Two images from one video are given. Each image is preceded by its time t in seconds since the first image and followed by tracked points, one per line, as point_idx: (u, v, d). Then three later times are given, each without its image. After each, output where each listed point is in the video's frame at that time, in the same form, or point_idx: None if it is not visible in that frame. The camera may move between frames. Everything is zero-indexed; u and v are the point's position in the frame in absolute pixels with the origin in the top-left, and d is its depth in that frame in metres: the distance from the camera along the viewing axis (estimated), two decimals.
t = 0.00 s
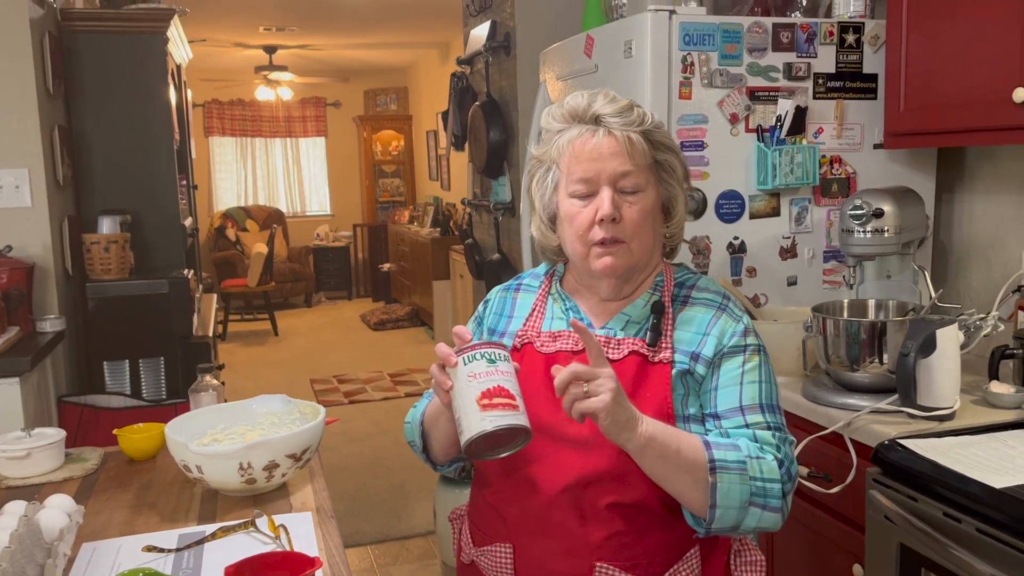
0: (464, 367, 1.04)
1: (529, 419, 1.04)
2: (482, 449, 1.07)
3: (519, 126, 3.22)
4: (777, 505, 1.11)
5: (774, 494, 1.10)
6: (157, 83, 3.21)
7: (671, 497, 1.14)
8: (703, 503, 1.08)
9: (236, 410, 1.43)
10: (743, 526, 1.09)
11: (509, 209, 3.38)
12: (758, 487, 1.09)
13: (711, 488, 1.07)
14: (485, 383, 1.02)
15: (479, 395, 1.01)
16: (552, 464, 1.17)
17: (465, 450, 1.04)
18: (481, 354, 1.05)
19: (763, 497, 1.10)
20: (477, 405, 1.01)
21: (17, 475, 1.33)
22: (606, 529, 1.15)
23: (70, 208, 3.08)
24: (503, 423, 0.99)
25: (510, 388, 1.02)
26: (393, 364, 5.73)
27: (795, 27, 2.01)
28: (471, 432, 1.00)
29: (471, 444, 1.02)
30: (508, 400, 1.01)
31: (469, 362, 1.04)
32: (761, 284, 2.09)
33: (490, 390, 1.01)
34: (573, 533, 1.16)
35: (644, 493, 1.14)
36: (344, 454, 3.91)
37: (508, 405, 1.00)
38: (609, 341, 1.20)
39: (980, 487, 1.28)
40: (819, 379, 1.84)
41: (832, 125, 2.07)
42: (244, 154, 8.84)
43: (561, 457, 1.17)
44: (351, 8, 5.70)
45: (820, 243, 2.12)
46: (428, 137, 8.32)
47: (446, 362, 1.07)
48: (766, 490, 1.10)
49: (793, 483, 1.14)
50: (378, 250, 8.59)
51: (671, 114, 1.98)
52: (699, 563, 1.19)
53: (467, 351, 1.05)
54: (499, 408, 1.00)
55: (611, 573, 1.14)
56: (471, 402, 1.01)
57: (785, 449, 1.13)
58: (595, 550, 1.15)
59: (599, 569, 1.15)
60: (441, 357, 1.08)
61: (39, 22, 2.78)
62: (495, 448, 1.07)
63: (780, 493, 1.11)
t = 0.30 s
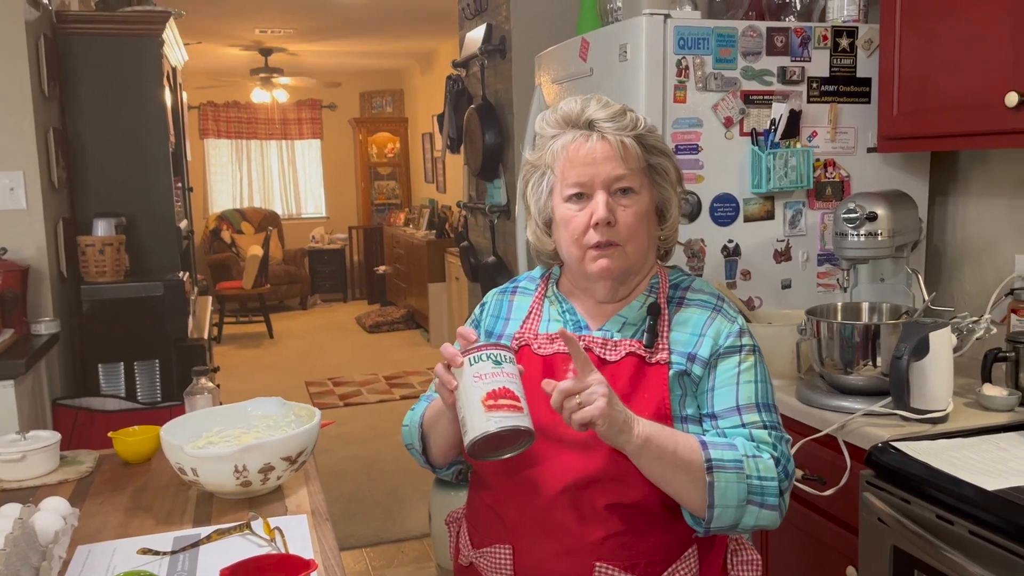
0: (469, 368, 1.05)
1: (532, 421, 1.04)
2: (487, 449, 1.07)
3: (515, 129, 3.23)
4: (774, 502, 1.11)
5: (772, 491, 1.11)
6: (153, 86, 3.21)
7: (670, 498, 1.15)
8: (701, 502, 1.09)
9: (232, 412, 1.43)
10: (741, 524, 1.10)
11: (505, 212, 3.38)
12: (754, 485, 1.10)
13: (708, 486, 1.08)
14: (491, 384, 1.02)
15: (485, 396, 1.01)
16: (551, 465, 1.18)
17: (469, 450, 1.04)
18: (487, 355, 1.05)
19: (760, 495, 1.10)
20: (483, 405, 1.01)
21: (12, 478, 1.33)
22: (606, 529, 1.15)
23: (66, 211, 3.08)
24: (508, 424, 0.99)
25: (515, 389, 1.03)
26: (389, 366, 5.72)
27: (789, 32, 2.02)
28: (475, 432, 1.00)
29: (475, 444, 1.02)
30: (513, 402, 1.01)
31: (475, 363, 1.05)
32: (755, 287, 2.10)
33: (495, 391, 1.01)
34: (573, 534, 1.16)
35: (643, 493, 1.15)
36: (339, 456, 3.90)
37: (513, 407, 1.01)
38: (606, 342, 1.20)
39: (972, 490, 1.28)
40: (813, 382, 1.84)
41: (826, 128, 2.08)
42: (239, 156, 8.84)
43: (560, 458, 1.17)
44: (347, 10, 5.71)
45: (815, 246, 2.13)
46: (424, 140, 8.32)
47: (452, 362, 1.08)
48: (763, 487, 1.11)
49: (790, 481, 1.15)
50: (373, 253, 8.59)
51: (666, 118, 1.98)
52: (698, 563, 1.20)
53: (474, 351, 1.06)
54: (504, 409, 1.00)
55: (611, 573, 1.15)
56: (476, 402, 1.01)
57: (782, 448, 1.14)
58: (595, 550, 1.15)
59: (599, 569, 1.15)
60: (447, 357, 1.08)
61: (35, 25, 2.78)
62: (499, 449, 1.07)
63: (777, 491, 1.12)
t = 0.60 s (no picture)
0: (466, 366, 1.05)
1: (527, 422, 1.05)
2: (481, 447, 1.07)
3: (511, 132, 3.23)
4: (769, 503, 1.12)
5: (767, 492, 1.11)
6: (149, 87, 3.21)
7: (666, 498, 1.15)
8: (696, 502, 1.09)
9: (228, 415, 1.43)
10: (736, 525, 1.10)
11: (501, 214, 3.39)
12: (750, 486, 1.10)
13: (704, 487, 1.08)
14: (487, 383, 1.02)
15: (480, 394, 1.02)
16: (549, 464, 1.18)
17: (464, 448, 1.04)
18: (484, 354, 1.05)
19: (756, 496, 1.11)
20: (478, 403, 1.01)
21: (7, 479, 1.33)
22: (603, 529, 1.16)
23: (61, 212, 3.07)
24: (503, 422, 1.00)
25: (510, 388, 1.03)
26: (385, 368, 5.72)
27: (785, 35, 2.02)
28: (469, 430, 1.01)
29: (469, 442, 1.02)
30: (508, 400, 1.02)
31: (471, 362, 1.05)
32: (751, 289, 2.10)
33: (490, 390, 1.02)
34: (570, 534, 1.16)
35: (640, 493, 1.15)
36: (335, 458, 3.90)
37: (508, 405, 1.01)
38: (604, 344, 1.21)
39: (966, 491, 1.29)
40: (808, 385, 1.85)
41: (821, 131, 2.09)
42: (235, 158, 8.83)
43: (558, 458, 1.18)
44: (343, 12, 5.71)
45: (810, 249, 2.13)
46: (420, 142, 8.33)
47: (449, 360, 1.08)
48: (758, 488, 1.11)
49: (785, 482, 1.15)
50: (369, 255, 8.58)
51: (662, 121, 1.99)
52: (694, 563, 1.20)
53: (470, 350, 1.06)
54: (498, 408, 1.01)
55: (608, 573, 1.15)
56: (471, 400, 1.02)
57: (777, 449, 1.15)
58: (592, 550, 1.16)
59: (596, 569, 1.15)
60: (444, 354, 1.09)
61: (31, 26, 2.78)
62: (494, 448, 1.08)
63: (772, 492, 1.12)
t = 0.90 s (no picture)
0: (464, 374, 1.05)
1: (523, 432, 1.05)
2: (476, 454, 1.08)
3: (509, 134, 3.24)
4: (766, 507, 1.12)
5: (763, 496, 1.12)
6: (146, 89, 3.21)
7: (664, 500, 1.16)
8: (694, 505, 1.10)
9: (227, 416, 1.43)
10: (733, 528, 1.11)
11: (498, 216, 3.39)
12: (747, 489, 1.11)
13: (701, 490, 1.09)
14: (484, 392, 1.03)
15: (477, 403, 1.02)
16: (547, 466, 1.19)
17: (459, 455, 1.05)
18: (482, 362, 1.05)
19: (752, 499, 1.11)
20: (474, 413, 1.02)
21: (5, 480, 1.33)
22: (601, 530, 1.16)
23: (58, 214, 3.07)
24: (498, 433, 1.00)
25: (507, 398, 1.03)
26: (381, 370, 5.72)
27: (781, 38, 2.03)
28: (465, 440, 1.01)
29: (464, 450, 1.03)
30: (505, 411, 1.02)
31: (469, 369, 1.05)
32: (747, 291, 2.11)
33: (488, 399, 1.02)
34: (567, 535, 1.17)
35: (637, 494, 1.16)
36: (332, 460, 3.90)
37: (505, 417, 1.02)
38: (602, 346, 1.21)
39: (961, 493, 1.30)
40: (805, 387, 1.86)
41: (818, 134, 2.09)
42: (232, 159, 8.82)
43: (556, 460, 1.18)
44: (341, 14, 5.72)
45: (806, 251, 2.14)
46: (417, 144, 8.33)
47: (448, 366, 1.08)
48: (755, 491, 1.12)
49: (782, 486, 1.16)
50: (366, 257, 8.58)
51: (659, 123, 1.99)
52: (691, 564, 1.20)
53: (469, 357, 1.06)
54: (495, 418, 1.01)
55: (605, 574, 1.16)
56: (468, 408, 1.02)
57: (774, 452, 1.15)
58: (590, 551, 1.16)
59: (594, 570, 1.16)
60: (444, 360, 1.09)
61: (28, 27, 2.78)
62: (488, 455, 1.08)
63: (769, 496, 1.13)
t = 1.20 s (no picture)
0: (468, 374, 1.05)
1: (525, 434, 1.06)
2: (478, 455, 1.08)
3: (507, 136, 3.24)
4: (764, 511, 1.13)
5: (761, 501, 1.12)
6: (144, 90, 3.20)
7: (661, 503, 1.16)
8: (693, 508, 1.10)
9: (225, 417, 1.43)
10: (730, 532, 1.11)
11: (496, 218, 3.39)
12: (745, 494, 1.11)
13: (699, 494, 1.09)
14: (487, 393, 1.03)
15: (480, 404, 1.02)
16: (545, 468, 1.19)
17: (460, 456, 1.05)
18: (487, 362, 1.05)
19: (750, 503, 1.12)
20: (478, 413, 1.02)
21: (2, 481, 1.33)
22: (599, 533, 1.16)
23: (56, 214, 3.07)
24: (501, 434, 1.01)
25: (510, 400, 1.03)
26: (379, 371, 5.72)
27: (779, 41, 2.04)
28: (467, 440, 1.02)
29: (466, 450, 1.04)
30: (508, 412, 1.02)
31: (474, 370, 1.05)
32: (745, 293, 2.12)
33: (491, 401, 1.02)
34: (566, 537, 1.17)
35: (636, 497, 1.16)
36: (330, 461, 3.90)
37: (508, 418, 1.02)
38: (601, 348, 1.21)
39: (957, 495, 1.30)
40: (802, 389, 1.86)
41: (815, 137, 2.10)
42: (230, 160, 8.82)
43: (554, 462, 1.18)
44: (339, 15, 5.72)
45: (804, 253, 2.15)
46: (415, 145, 8.34)
47: (451, 365, 1.08)
48: (753, 496, 1.12)
49: (779, 490, 1.16)
50: (364, 258, 8.58)
51: (657, 126, 2.00)
52: (689, 566, 1.21)
53: (473, 357, 1.06)
54: (498, 420, 1.02)
55: None
56: (471, 409, 1.03)
57: (772, 457, 1.15)
58: (588, 553, 1.16)
59: (592, 572, 1.16)
60: (447, 359, 1.09)
61: (26, 27, 2.78)
62: (490, 456, 1.08)
63: (767, 500, 1.13)
